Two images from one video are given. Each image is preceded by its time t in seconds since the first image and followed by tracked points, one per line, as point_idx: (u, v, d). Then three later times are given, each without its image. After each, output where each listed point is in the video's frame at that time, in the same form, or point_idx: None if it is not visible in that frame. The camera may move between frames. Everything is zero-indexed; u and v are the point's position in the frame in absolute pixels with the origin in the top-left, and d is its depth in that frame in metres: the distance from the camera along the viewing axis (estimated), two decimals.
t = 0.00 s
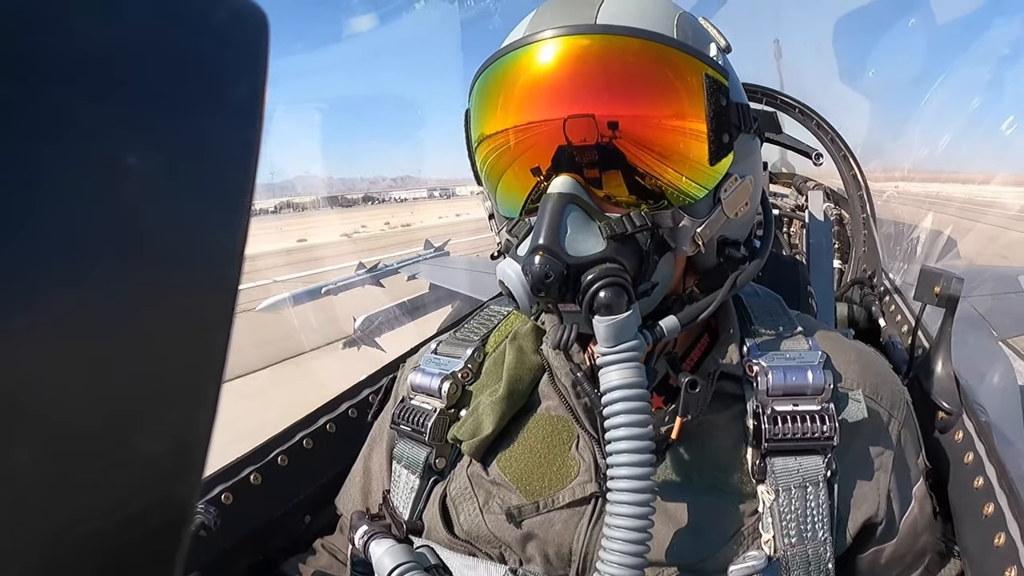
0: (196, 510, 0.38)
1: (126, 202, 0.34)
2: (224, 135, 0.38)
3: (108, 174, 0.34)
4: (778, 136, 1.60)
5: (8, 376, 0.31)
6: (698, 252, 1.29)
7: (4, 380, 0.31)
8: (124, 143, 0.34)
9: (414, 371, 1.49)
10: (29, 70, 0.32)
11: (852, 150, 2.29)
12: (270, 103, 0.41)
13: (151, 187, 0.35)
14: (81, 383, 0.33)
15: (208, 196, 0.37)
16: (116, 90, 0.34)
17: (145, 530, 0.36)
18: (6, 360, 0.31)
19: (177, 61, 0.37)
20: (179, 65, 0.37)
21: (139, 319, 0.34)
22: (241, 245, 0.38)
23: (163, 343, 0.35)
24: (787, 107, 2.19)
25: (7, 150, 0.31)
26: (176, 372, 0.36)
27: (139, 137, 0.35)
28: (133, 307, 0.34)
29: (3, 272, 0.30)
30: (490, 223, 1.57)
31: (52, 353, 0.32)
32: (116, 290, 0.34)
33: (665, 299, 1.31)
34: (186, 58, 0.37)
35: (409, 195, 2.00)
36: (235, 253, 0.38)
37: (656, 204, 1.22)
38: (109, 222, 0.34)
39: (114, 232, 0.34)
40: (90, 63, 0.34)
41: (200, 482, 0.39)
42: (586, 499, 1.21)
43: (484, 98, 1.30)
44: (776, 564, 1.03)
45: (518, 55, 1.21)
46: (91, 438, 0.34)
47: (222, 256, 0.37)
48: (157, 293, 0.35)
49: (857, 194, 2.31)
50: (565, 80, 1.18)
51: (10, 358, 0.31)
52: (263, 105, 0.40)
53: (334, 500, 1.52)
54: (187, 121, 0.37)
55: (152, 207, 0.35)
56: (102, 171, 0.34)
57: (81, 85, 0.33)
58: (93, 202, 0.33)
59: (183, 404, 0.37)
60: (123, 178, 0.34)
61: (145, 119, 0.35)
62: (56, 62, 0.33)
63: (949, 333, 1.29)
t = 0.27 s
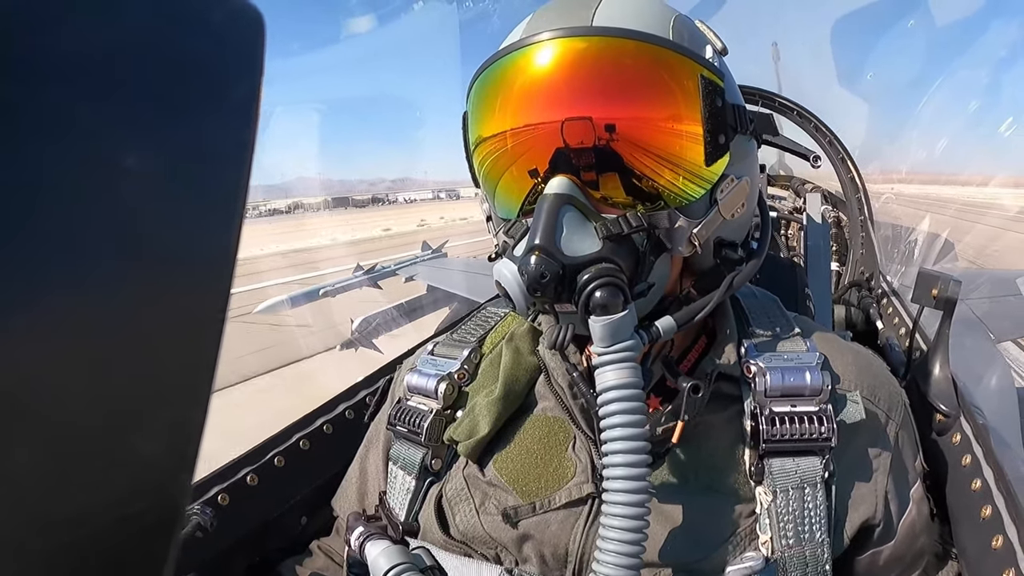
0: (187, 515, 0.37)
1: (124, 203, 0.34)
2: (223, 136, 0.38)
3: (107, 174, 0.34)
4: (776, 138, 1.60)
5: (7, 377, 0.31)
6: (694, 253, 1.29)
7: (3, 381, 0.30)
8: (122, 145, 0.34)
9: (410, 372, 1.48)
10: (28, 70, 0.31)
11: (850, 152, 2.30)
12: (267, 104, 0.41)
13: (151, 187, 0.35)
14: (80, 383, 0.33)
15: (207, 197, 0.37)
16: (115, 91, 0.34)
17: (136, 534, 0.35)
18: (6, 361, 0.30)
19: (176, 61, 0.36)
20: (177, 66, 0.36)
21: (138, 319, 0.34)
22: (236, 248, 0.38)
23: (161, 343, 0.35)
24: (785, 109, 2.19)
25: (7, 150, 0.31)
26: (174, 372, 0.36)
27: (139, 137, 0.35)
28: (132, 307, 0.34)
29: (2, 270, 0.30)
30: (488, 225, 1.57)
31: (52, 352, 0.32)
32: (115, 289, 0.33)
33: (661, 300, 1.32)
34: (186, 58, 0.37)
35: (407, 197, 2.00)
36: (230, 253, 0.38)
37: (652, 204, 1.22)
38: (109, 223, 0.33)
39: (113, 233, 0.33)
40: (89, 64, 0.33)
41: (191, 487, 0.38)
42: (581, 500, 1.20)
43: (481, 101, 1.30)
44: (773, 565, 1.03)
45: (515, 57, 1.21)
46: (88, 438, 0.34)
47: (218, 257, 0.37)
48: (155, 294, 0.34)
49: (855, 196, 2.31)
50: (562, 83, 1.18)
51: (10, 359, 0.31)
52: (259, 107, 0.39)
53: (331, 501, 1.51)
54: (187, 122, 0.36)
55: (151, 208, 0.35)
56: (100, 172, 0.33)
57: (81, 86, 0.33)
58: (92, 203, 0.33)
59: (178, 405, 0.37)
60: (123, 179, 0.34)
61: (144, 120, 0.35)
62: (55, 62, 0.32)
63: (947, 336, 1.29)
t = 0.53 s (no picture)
0: (191, 515, 0.38)
1: (124, 204, 0.34)
2: (222, 139, 0.38)
3: (104, 174, 0.33)
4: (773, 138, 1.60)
5: (8, 378, 0.30)
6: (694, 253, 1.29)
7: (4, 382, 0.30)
8: (120, 146, 0.34)
9: (410, 373, 1.48)
10: (28, 69, 0.31)
11: (847, 153, 2.30)
12: (264, 107, 0.41)
13: (150, 190, 0.35)
14: (80, 384, 0.33)
15: (207, 200, 0.37)
16: (114, 92, 0.34)
17: (141, 535, 0.36)
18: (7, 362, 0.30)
19: (176, 63, 0.36)
20: (178, 68, 0.36)
21: (138, 319, 0.34)
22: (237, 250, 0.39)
23: (161, 344, 0.35)
24: (781, 110, 2.20)
25: (8, 150, 0.30)
26: (174, 375, 0.36)
27: (138, 139, 0.35)
28: (134, 307, 0.34)
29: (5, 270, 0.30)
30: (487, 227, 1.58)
31: (52, 353, 0.31)
32: (114, 289, 0.33)
33: (660, 300, 1.32)
34: (184, 60, 0.37)
35: (405, 200, 2.00)
36: (232, 256, 0.38)
37: (651, 204, 1.22)
38: (110, 226, 0.33)
39: (115, 234, 0.33)
40: (89, 64, 0.33)
41: (195, 488, 0.38)
42: (581, 498, 1.20)
43: (480, 101, 1.30)
44: (773, 563, 1.03)
45: (514, 58, 1.21)
46: (91, 441, 0.33)
47: (216, 257, 0.38)
48: (154, 294, 0.35)
49: (852, 197, 2.32)
50: (561, 84, 1.18)
51: (11, 361, 0.30)
52: (257, 110, 0.40)
53: (330, 505, 1.51)
54: (187, 125, 0.37)
55: (152, 210, 0.35)
56: (98, 172, 0.33)
57: (80, 87, 0.33)
58: (91, 204, 0.33)
59: (182, 406, 0.37)
60: (123, 181, 0.34)
61: (144, 123, 0.35)
62: (55, 63, 0.32)
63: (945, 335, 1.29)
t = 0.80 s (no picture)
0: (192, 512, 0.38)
1: (123, 205, 0.34)
2: (221, 141, 0.38)
3: (104, 176, 0.33)
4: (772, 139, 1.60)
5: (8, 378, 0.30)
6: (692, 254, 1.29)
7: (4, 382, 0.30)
8: (120, 147, 0.34)
9: (409, 373, 1.48)
10: (27, 69, 0.31)
11: (847, 154, 2.30)
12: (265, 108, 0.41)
13: (149, 191, 0.35)
14: (80, 385, 0.33)
15: (205, 202, 0.37)
16: (114, 92, 0.34)
17: (143, 534, 0.36)
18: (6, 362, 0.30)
19: (177, 63, 0.36)
20: (179, 68, 0.36)
21: (136, 319, 0.34)
22: (235, 251, 0.39)
23: (160, 344, 0.35)
24: (781, 111, 2.20)
25: (7, 150, 0.30)
26: (174, 374, 0.36)
27: (138, 140, 0.34)
28: (133, 307, 0.34)
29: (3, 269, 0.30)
30: (486, 227, 1.58)
31: (52, 353, 0.32)
32: (114, 290, 0.33)
33: (658, 301, 1.32)
34: (184, 61, 0.36)
35: (404, 200, 2.00)
36: (230, 257, 0.38)
37: (650, 205, 1.22)
38: (110, 227, 0.33)
39: (113, 236, 0.33)
40: (89, 64, 0.33)
41: (196, 485, 0.39)
42: (579, 498, 1.20)
43: (479, 103, 1.30)
44: (771, 563, 1.03)
45: (513, 59, 1.21)
46: (92, 443, 0.33)
47: (214, 259, 0.38)
48: (153, 295, 0.35)
49: (852, 198, 2.32)
50: (561, 85, 1.18)
51: (10, 362, 0.30)
52: (258, 112, 0.40)
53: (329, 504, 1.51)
54: (187, 125, 0.36)
55: (150, 212, 0.35)
56: (97, 173, 0.33)
57: (79, 88, 0.32)
58: (91, 205, 0.33)
59: (183, 407, 0.37)
60: (121, 183, 0.34)
61: (144, 124, 0.34)
62: (55, 63, 0.32)
63: (944, 336, 1.29)
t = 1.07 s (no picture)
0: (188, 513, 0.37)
1: (121, 205, 0.33)
2: (221, 140, 0.37)
3: (104, 176, 0.33)
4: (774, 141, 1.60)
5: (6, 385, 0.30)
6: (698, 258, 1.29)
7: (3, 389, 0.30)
8: (120, 147, 0.33)
9: (410, 375, 1.48)
10: (26, 70, 0.30)
11: (848, 156, 2.30)
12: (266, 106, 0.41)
13: (148, 191, 0.34)
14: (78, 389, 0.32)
15: (205, 201, 0.36)
16: (113, 93, 0.33)
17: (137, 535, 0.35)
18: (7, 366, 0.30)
19: (175, 63, 0.36)
20: (177, 68, 0.36)
21: (131, 319, 0.33)
22: (234, 252, 0.38)
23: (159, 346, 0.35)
24: (783, 113, 2.20)
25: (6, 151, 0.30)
26: (171, 375, 0.36)
27: (136, 140, 0.34)
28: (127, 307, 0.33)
29: None
30: (487, 228, 1.58)
31: (50, 356, 0.31)
32: (115, 292, 0.33)
33: (664, 305, 1.32)
34: (183, 60, 0.36)
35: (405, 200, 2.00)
36: (229, 257, 0.38)
37: (657, 208, 1.22)
38: (107, 226, 0.33)
39: (111, 236, 0.33)
40: (87, 64, 0.33)
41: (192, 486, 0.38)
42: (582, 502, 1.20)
43: (486, 101, 1.30)
44: (775, 568, 1.03)
45: (520, 58, 1.21)
46: (84, 444, 0.33)
47: (214, 259, 0.37)
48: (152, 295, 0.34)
49: (853, 201, 2.31)
50: (568, 85, 1.18)
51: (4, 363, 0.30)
52: (257, 110, 0.39)
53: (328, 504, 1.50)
54: (186, 125, 0.36)
55: (149, 212, 0.34)
56: (97, 173, 0.33)
57: (79, 88, 0.32)
58: (90, 205, 0.32)
59: (177, 407, 0.36)
60: (120, 182, 0.33)
61: (143, 123, 0.34)
62: (54, 64, 0.31)
63: (945, 339, 1.29)
